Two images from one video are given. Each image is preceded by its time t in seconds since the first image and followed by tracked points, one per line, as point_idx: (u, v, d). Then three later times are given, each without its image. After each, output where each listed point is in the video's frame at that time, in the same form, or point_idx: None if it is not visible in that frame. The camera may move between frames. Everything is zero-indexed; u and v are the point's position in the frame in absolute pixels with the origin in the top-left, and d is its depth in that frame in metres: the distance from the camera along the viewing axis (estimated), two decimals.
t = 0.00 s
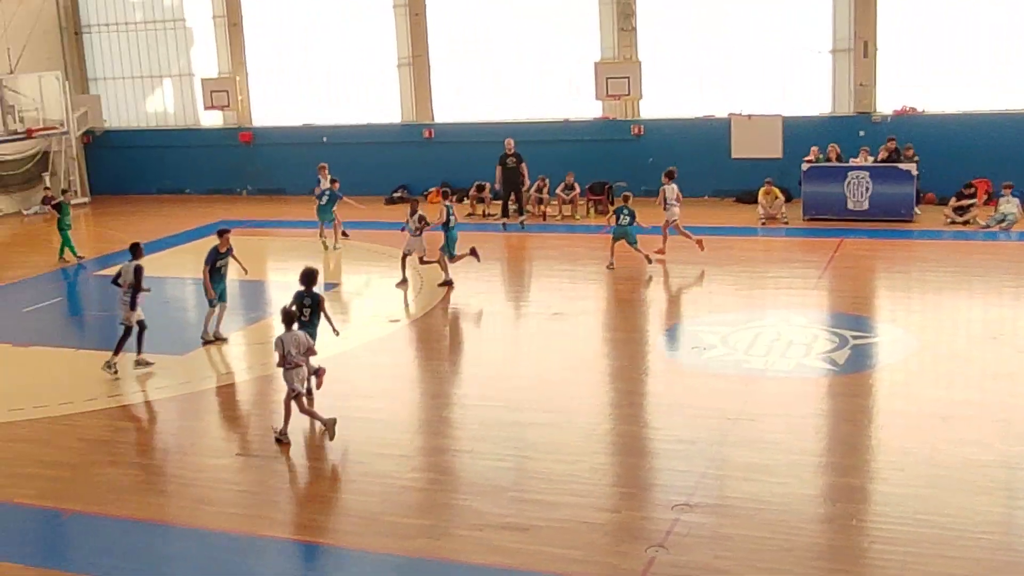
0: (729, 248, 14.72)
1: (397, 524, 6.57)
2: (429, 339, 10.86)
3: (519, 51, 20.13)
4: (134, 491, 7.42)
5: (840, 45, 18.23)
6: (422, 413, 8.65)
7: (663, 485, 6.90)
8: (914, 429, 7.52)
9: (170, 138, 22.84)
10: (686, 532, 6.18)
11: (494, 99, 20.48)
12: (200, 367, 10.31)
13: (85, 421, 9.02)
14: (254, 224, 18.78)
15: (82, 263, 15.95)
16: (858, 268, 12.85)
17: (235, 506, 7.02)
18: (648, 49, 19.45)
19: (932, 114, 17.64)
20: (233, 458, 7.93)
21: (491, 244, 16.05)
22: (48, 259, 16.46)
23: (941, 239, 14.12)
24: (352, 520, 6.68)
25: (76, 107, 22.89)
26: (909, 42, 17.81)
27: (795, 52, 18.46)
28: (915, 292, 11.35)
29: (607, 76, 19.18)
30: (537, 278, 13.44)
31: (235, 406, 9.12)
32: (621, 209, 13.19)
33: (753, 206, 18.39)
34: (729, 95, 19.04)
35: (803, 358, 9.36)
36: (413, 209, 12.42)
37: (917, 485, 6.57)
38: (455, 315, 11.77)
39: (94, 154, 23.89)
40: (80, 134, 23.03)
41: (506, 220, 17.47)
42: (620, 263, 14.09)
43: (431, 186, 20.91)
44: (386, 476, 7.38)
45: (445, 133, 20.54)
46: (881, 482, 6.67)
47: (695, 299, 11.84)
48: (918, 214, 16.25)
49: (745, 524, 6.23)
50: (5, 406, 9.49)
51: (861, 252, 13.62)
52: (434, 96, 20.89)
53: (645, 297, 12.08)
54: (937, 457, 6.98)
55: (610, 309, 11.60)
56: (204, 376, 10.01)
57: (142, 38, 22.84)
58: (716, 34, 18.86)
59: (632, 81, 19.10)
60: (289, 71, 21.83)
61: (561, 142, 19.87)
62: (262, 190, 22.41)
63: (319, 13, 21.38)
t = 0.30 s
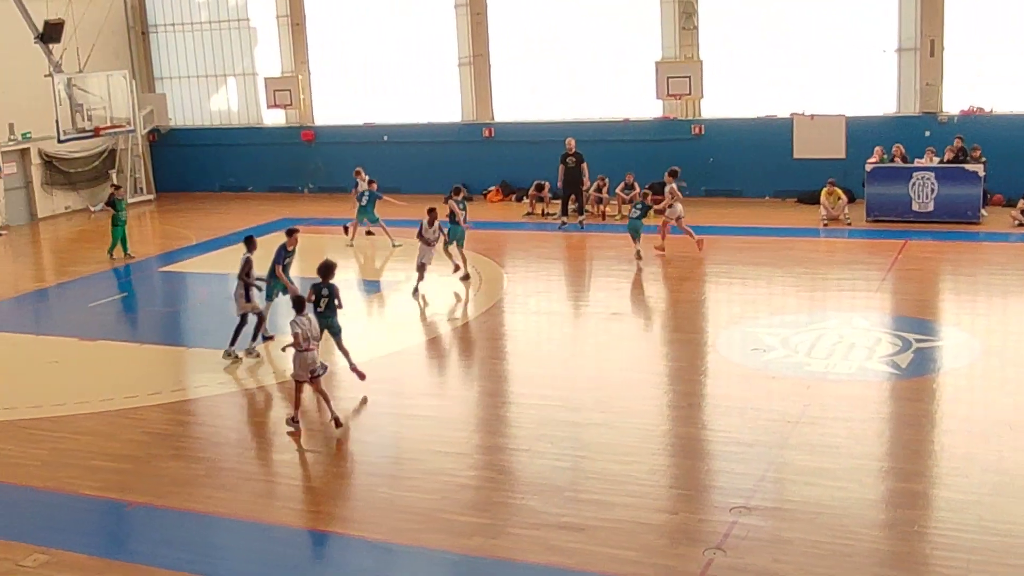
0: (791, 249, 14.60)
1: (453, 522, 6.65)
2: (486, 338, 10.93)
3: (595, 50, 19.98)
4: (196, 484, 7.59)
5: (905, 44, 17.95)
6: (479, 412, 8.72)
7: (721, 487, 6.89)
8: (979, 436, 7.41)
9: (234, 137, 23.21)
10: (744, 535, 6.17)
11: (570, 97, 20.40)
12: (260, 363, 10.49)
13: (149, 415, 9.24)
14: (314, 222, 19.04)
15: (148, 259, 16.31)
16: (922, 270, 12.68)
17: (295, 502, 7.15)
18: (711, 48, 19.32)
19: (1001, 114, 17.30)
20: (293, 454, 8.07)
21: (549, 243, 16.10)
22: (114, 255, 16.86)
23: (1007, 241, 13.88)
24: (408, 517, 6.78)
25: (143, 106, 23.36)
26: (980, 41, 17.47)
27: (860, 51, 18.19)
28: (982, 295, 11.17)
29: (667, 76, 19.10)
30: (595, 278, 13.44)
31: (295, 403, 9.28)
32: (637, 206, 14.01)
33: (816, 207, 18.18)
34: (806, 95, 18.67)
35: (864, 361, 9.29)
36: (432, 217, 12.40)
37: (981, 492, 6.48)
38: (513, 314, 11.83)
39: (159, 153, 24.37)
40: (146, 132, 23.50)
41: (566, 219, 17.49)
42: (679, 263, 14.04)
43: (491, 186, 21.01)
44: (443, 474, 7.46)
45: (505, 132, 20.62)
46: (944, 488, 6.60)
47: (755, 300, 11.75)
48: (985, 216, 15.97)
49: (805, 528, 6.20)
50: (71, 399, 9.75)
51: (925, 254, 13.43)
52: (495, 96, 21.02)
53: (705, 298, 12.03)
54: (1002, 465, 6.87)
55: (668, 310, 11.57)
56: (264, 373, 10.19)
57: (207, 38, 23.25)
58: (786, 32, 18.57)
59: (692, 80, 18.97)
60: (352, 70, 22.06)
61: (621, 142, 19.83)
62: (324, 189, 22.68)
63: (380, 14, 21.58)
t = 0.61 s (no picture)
0: (839, 252, 14.49)
1: (498, 522, 6.72)
2: (532, 339, 10.99)
3: (653, 52, 19.87)
4: (243, 481, 7.73)
5: (959, 45, 17.67)
6: (524, 413, 8.78)
7: (767, 492, 6.89)
8: None
9: (283, 138, 23.48)
10: (790, 540, 6.16)
11: (628, 98, 20.30)
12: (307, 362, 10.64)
13: (197, 412, 9.41)
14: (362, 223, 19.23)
15: (197, 258, 16.57)
16: (973, 274, 12.53)
17: (339, 500, 7.26)
18: (762, 49, 19.19)
19: None
20: (339, 452, 8.19)
21: (595, 244, 16.12)
22: (164, 254, 17.15)
23: None
24: (453, 517, 6.86)
25: (193, 106, 23.75)
26: None
27: (915, 51, 17.90)
28: None
29: (716, 77, 19.01)
30: (641, 280, 13.43)
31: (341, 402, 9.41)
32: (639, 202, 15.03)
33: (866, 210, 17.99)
34: (853, 96, 18.54)
35: (914, 366, 9.21)
36: (446, 221, 12.46)
37: None
38: (559, 316, 11.86)
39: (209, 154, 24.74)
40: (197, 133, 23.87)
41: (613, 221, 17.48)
42: (726, 266, 13.99)
43: (537, 187, 21.06)
44: (487, 474, 7.54)
45: (553, 134, 20.65)
46: (995, 496, 6.55)
47: (803, 303, 11.68)
48: None
49: (851, 534, 6.18)
50: (122, 396, 9.97)
51: (977, 258, 13.26)
52: (542, 97, 21.07)
53: (752, 300, 11.98)
54: None
55: (715, 313, 11.54)
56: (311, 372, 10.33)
57: (258, 40, 23.54)
58: (842, 34, 18.32)
59: (742, 82, 18.87)
60: (401, 72, 22.23)
61: (669, 143, 19.79)
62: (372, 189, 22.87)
63: (428, 15, 21.71)
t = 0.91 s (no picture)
0: (879, 260, 14.38)
1: (534, 528, 6.76)
2: (568, 345, 11.02)
3: (651, 51, 20.19)
4: (281, 485, 7.84)
5: (1002, 51, 17.48)
6: (561, 419, 8.81)
7: (805, 501, 6.87)
8: None
9: (322, 143, 23.68)
10: (828, 550, 6.15)
11: (630, 99, 20.60)
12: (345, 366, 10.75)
13: (235, 416, 9.55)
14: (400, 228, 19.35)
15: (237, 263, 16.78)
16: (1016, 283, 12.39)
17: (376, 504, 7.34)
18: (801, 55, 19.10)
19: None
20: (376, 457, 8.27)
21: (632, 251, 16.11)
22: (204, 258, 17.39)
23: None
24: (490, 522, 6.91)
25: (234, 112, 24.07)
26: None
27: (957, 57, 17.71)
28: None
29: (755, 83, 18.96)
30: (679, 287, 13.42)
31: (379, 406, 9.50)
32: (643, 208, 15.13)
33: (906, 217, 17.84)
34: (895, 104, 18.38)
35: (954, 375, 9.14)
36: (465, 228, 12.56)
37: None
38: (596, 322, 11.88)
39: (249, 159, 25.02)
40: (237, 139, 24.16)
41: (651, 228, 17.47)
42: (764, 273, 13.94)
43: (574, 193, 21.09)
44: (524, 480, 7.58)
45: (590, 140, 20.68)
46: None
47: (842, 311, 11.62)
48: None
49: (889, 544, 6.16)
50: (162, 399, 10.14)
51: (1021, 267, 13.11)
52: (580, 104, 21.12)
53: (791, 308, 11.93)
54: None
55: (753, 320, 11.50)
56: (348, 376, 10.43)
57: (297, 47, 23.78)
58: (855, 44, 18.50)
59: (781, 89, 18.80)
60: (440, 79, 22.36)
61: (707, 150, 19.74)
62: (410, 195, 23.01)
63: (466, 22, 21.85)
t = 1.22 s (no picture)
0: (914, 273, 14.29)
1: (564, 539, 6.79)
2: (599, 356, 11.05)
3: (680, 61, 20.23)
4: (311, 493, 7.93)
5: None
6: (591, 430, 8.84)
7: (836, 515, 6.86)
8: None
9: (355, 154, 23.85)
10: (859, 564, 6.14)
11: (629, 90, 20.93)
12: (376, 376, 10.83)
13: (266, 423, 9.66)
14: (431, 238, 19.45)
15: (269, 272, 16.95)
16: None
17: (404, 514, 7.40)
18: (834, 67, 19.06)
19: None
20: (406, 466, 8.34)
21: (663, 262, 16.11)
22: (237, 267, 17.58)
23: None
24: (521, 533, 6.94)
25: (267, 121, 24.33)
26: None
27: (990, 68, 17.57)
28: None
29: (787, 95, 18.92)
30: (710, 298, 13.41)
31: (409, 415, 9.57)
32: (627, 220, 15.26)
33: (940, 230, 17.71)
34: (929, 116, 18.27)
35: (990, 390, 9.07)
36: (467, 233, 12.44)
37: None
38: (627, 334, 11.90)
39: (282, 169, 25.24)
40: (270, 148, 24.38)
41: (682, 239, 17.45)
42: (796, 285, 13.89)
43: (605, 204, 21.12)
44: (553, 491, 7.62)
45: (622, 151, 20.71)
46: None
47: (874, 324, 11.56)
48: None
49: (920, 560, 6.14)
50: (194, 406, 10.27)
51: None
52: (611, 114, 21.16)
53: (823, 321, 11.89)
54: None
55: (785, 332, 11.47)
56: (380, 386, 10.51)
57: (331, 56, 23.98)
58: (876, 48, 18.54)
59: (813, 100, 18.76)
60: (471, 89, 22.48)
61: (739, 161, 19.69)
62: (441, 206, 23.14)
63: (498, 32, 21.96)
